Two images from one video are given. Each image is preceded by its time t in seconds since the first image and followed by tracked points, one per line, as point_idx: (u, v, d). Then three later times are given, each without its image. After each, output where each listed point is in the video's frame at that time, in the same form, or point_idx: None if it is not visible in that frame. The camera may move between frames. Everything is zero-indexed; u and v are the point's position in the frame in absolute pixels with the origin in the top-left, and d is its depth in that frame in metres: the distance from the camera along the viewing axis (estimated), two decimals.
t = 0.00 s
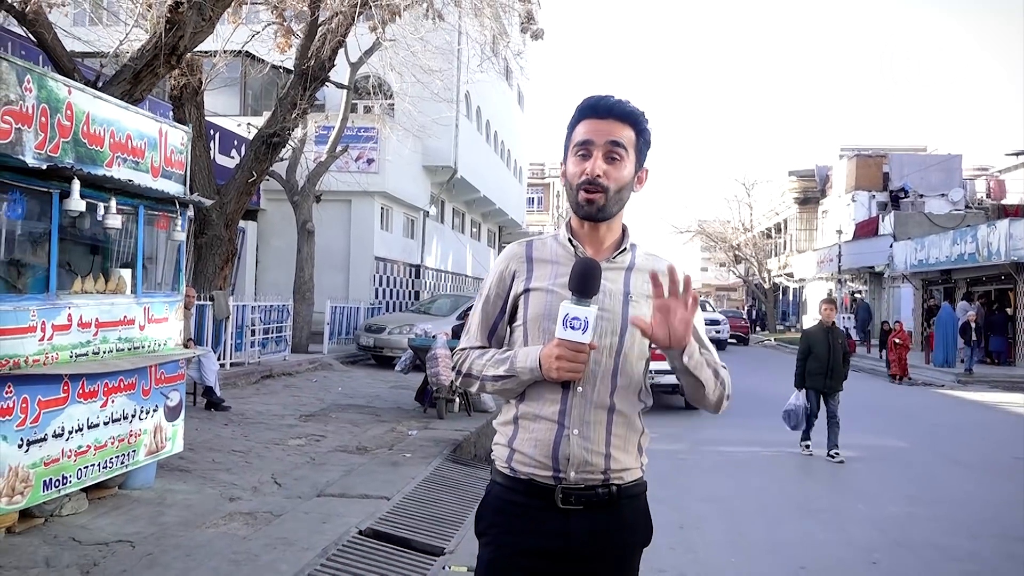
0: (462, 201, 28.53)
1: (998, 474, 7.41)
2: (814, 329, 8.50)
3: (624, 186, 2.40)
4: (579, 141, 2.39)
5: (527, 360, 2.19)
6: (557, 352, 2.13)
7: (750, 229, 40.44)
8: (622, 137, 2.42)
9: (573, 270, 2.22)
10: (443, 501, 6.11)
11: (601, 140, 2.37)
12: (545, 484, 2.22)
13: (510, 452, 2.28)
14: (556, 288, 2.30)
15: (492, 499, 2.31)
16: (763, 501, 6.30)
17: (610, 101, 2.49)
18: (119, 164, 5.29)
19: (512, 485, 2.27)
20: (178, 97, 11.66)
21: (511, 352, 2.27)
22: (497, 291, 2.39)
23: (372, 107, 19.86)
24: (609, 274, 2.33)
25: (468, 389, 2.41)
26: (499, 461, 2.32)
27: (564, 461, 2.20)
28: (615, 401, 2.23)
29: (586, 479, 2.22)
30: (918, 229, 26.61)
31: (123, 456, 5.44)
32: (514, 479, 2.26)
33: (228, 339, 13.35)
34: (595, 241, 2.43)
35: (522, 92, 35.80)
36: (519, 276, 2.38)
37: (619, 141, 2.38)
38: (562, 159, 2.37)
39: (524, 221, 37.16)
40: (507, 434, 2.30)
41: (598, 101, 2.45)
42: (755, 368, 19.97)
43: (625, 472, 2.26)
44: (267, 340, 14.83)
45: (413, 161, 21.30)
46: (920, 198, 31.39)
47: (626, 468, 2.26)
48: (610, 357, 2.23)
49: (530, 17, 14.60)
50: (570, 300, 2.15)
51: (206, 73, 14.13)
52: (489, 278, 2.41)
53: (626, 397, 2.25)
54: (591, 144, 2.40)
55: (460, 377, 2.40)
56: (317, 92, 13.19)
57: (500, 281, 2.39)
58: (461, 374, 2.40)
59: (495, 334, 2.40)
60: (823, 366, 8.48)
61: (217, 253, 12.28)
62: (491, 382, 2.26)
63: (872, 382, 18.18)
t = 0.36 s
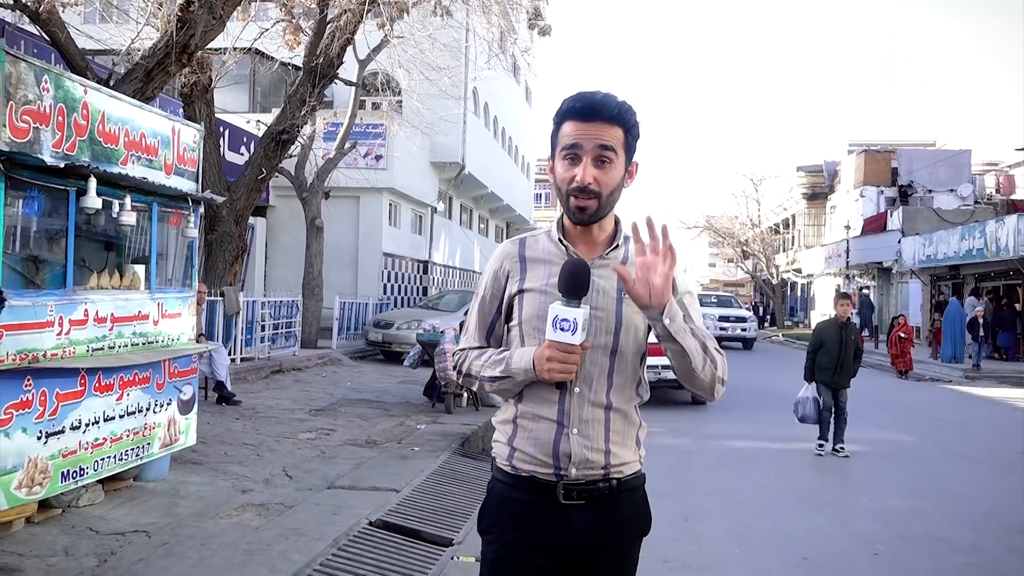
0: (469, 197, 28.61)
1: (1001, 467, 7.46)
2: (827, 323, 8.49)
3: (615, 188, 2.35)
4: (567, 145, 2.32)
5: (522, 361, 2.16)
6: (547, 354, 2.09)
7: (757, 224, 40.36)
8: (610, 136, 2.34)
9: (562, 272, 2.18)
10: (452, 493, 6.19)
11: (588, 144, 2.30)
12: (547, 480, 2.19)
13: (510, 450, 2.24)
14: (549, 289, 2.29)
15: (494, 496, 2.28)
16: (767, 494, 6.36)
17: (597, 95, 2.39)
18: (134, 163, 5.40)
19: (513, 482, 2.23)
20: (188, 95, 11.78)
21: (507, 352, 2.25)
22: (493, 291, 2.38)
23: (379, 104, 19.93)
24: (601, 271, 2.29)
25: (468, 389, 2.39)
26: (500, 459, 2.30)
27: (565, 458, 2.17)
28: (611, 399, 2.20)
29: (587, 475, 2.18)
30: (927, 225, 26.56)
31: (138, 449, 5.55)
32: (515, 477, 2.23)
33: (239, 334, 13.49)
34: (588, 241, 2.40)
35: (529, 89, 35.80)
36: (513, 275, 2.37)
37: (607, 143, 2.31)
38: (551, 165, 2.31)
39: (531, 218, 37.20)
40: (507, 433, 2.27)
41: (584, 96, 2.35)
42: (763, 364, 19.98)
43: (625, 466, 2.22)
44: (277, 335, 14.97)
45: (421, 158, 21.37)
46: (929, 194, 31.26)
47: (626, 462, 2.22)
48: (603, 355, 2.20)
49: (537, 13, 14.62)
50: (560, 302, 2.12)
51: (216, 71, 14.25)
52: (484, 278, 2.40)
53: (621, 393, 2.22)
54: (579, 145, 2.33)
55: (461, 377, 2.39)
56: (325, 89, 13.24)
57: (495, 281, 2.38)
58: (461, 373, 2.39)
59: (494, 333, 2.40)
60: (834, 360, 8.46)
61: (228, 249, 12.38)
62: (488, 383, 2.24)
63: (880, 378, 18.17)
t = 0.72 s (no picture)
0: (473, 196, 28.70)
1: (1002, 465, 7.52)
2: (828, 326, 8.34)
3: (603, 177, 2.30)
4: (553, 136, 2.27)
5: (511, 364, 2.10)
6: (535, 359, 2.00)
7: (761, 223, 40.39)
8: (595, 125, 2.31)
9: (550, 275, 2.08)
10: (457, 489, 6.28)
11: (575, 133, 2.26)
12: (539, 483, 2.16)
13: (502, 453, 2.21)
14: (537, 289, 2.21)
15: (484, 495, 2.26)
16: (769, 490, 6.44)
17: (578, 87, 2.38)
18: (145, 163, 5.49)
19: (504, 485, 2.21)
20: (195, 94, 11.87)
21: (496, 356, 2.18)
22: (480, 291, 2.31)
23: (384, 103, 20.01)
24: (591, 268, 2.24)
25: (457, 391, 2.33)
26: (491, 460, 2.26)
27: (558, 461, 2.14)
28: (605, 402, 2.14)
29: (581, 478, 2.15)
30: (930, 223, 26.60)
31: (149, 445, 5.64)
32: (506, 479, 2.20)
33: (245, 333, 13.60)
34: (576, 236, 2.31)
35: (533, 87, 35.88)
36: (500, 276, 2.29)
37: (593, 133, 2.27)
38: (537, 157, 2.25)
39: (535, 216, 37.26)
40: (498, 435, 2.23)
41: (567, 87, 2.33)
42: (766, 362, 20.05)
43: (619, 468, 2.20)
44: (282, 334, 15.07)
45: (425, 157, 21.45)
46: (932, 193, 31.28)
47: (620, 463, 2.20)
48: (596, 357, 2.16)
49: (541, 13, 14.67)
50: (548, 305, 2.02)
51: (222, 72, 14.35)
52: (470, 278, 2.33)
53: (615, 397, 2.15)
54: (564, 135, 2.29)
55: (449, 379, 2.31)
56: (330, 89, 13.31)
57: (481, 281, 2.31)
58: (448, 375, 2.33)
59: (481, 334, 2.32)
60: (836, 362, 8.42)
61: (234, 249, 12.36)
62: (477, 386, 2.18)
63: (882, 376, 18.23)
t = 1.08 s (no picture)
0: (474, 198, 28.81)
1: (1001, 464, 7.60)
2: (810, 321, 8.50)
3: (594, 167, 2.29)
4: (544, 125, 2.27)
5: (502, 363, 2.04)
6: (530, 354, 1.97)
7: (762, 224, 40.48)
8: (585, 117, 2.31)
9: (547, 270, 2.08)
10: (463, 487, 6.36)
11: (566, 121, 2.26)
12: (529, 487, 2.10)
13: (492, 456, 2.14)
14: (527, 285, 2.16)
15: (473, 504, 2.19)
16: (771, 489, 6.50)
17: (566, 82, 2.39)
18: (157, 167, 5.59)
19: (494, 489, 2.14)
20: (200, 97, 11.97)
21: (486, 355, 2.12)
22: (467, 290, 2.24)
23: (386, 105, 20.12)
24: (582, 263, 2.20)
25: (443, 395, 2.26)
26: (480, 465, 2.20)
27: (549, 464, 2.07)
28: (598, 401, 2.09)
29: (573, 481, 2.09)
30: (930, 225, 26.70)
31: (161, 444, 5.73)
32: (496, 484, 2.14)
33: (250, 334, 13.69)
34: (566, 231, 2.29)
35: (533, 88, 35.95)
36: (488, 273, 2.23)
37: (584, 122, 2.27)
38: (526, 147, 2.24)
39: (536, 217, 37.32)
40: (488, 438, 2.17)
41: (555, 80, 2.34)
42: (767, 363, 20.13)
43: (612, 471, 2.15)
44: (287, 334, 15.18)
45: (428, 159, 21.57)
46: (932, 194, 31.37)
47: (613, 466, 2.15)
48: (590, 354, 2.10)
49: (543, 15, 14.74)
50: (544, 299, 2.02)
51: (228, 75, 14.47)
52: (457, 276, 2.26)
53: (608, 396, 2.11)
54: (554, 125, 2.28)
55: (435, 383, 2.24)
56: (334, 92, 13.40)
57: (468, 278, 2.24)
58: (434, 378, 2.25)
59: (469, 335, 2.26)
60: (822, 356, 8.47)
61: (239, 250, 12.41)
62: (466, 386, 2.11)
63: (883, 377, 18.31)
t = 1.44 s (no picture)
0: (475, 198, 28.91)
1: (1000, 463, 7.69)
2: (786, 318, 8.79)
3: (589, 168, 2.31)
4: (539, 128, 2.28)
5: (504, 365, 2.06)
6: (532, 356, 1.99)
7: (763, 225, 40.54)
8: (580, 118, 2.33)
9: (546, 271, 2.10)
10: (468, 484, 6.45)
11: (561, 124, 2.27)
12: (530, 485, 2.11)
13: (494, 455, 2.17)
14: (526, 284, 2.18)
15: (476, 505, 2.22)
16: (772, 488, 6.59)
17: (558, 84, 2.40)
18: (169, 169, 5.69)
19: (496, 488, 2.17)
20: (206, 99, 12.07)
21: (487, 356, 2.14)
22: (465, 293, 2.25)
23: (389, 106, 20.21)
24: (580, 262, 2.22)
25: (444, 396, 2.28)
26: (483, 464, 2.22)
27: (550, 461, 2.09)
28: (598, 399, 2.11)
29: (573, 477, 2.11)
30: (931, 226, 26.77)
31: (172, 442, 5.82)
32: (498, 482, 2.16)
33: (255, 333, 13.80)
34: (562, 232, 2.32)
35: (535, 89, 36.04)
36: (486, 275, 2.24)
37: (580, 125, 2.29)
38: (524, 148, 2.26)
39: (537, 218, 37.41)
40: (490, 437, 2.19)
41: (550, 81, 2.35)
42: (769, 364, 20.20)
43: (612, 466, 2.16)
44: (291, 335, 15.29)
45: (431, 160, 21.66)
46: (933, 196, 31.42)
47: (613, 462, 2.16)
48: (589, 353, 2.13)
49: (546, 16, 14.79)
50: (545, 302, 2.03)
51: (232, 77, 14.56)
52: (455, 278, 2.28)
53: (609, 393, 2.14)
54: (549, 128, 2.29)
55: (435, 385, 2.27)
56: (338, 94, 13.47)
57: (467, 280, 2.25)
58: (434, 380, 2.28)
59: (468, 336, 2.28)
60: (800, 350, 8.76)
61: (244, 250, 12.49)
62: (467, 387, 2.13)
63: (884, 377, 18.40)
